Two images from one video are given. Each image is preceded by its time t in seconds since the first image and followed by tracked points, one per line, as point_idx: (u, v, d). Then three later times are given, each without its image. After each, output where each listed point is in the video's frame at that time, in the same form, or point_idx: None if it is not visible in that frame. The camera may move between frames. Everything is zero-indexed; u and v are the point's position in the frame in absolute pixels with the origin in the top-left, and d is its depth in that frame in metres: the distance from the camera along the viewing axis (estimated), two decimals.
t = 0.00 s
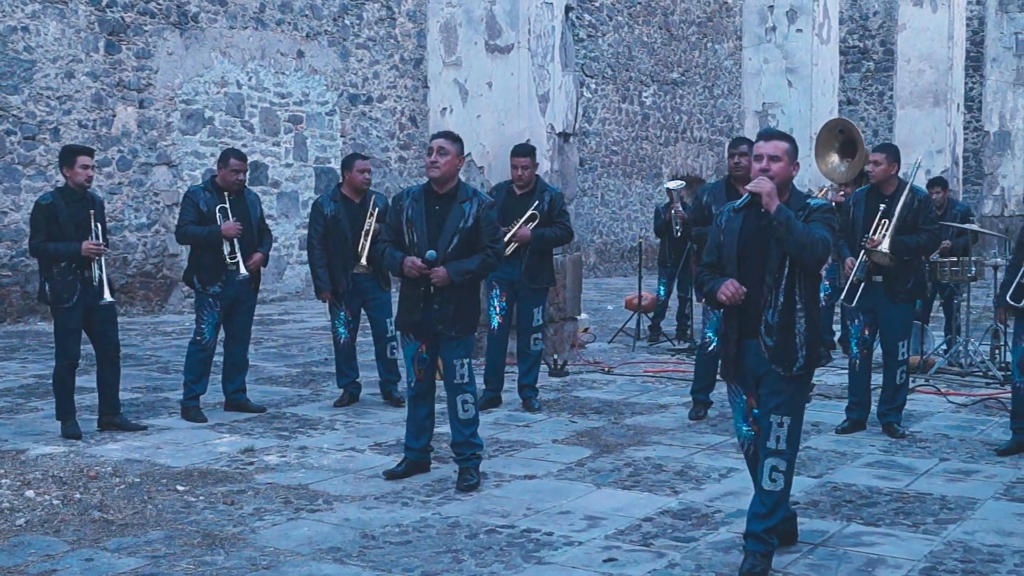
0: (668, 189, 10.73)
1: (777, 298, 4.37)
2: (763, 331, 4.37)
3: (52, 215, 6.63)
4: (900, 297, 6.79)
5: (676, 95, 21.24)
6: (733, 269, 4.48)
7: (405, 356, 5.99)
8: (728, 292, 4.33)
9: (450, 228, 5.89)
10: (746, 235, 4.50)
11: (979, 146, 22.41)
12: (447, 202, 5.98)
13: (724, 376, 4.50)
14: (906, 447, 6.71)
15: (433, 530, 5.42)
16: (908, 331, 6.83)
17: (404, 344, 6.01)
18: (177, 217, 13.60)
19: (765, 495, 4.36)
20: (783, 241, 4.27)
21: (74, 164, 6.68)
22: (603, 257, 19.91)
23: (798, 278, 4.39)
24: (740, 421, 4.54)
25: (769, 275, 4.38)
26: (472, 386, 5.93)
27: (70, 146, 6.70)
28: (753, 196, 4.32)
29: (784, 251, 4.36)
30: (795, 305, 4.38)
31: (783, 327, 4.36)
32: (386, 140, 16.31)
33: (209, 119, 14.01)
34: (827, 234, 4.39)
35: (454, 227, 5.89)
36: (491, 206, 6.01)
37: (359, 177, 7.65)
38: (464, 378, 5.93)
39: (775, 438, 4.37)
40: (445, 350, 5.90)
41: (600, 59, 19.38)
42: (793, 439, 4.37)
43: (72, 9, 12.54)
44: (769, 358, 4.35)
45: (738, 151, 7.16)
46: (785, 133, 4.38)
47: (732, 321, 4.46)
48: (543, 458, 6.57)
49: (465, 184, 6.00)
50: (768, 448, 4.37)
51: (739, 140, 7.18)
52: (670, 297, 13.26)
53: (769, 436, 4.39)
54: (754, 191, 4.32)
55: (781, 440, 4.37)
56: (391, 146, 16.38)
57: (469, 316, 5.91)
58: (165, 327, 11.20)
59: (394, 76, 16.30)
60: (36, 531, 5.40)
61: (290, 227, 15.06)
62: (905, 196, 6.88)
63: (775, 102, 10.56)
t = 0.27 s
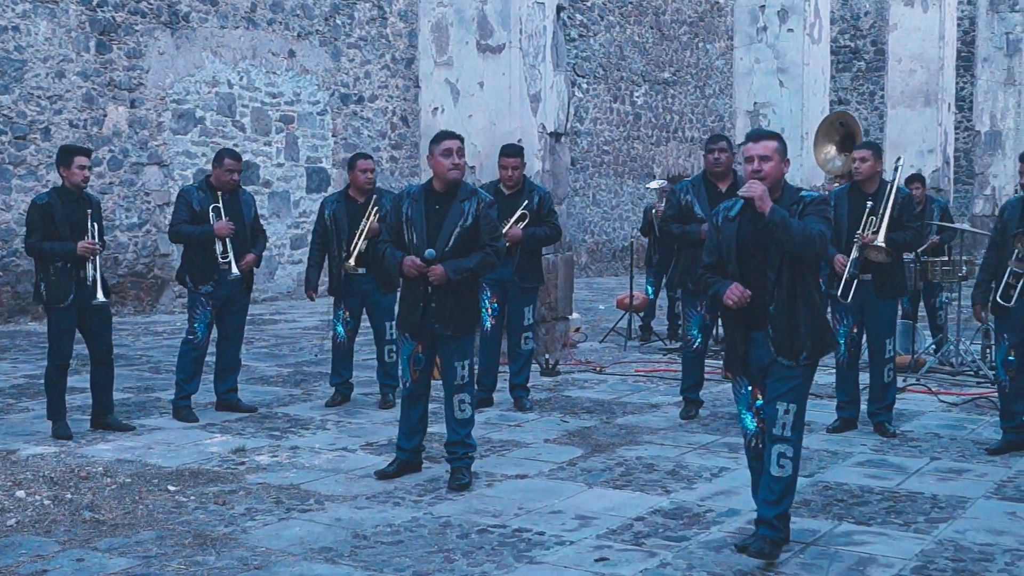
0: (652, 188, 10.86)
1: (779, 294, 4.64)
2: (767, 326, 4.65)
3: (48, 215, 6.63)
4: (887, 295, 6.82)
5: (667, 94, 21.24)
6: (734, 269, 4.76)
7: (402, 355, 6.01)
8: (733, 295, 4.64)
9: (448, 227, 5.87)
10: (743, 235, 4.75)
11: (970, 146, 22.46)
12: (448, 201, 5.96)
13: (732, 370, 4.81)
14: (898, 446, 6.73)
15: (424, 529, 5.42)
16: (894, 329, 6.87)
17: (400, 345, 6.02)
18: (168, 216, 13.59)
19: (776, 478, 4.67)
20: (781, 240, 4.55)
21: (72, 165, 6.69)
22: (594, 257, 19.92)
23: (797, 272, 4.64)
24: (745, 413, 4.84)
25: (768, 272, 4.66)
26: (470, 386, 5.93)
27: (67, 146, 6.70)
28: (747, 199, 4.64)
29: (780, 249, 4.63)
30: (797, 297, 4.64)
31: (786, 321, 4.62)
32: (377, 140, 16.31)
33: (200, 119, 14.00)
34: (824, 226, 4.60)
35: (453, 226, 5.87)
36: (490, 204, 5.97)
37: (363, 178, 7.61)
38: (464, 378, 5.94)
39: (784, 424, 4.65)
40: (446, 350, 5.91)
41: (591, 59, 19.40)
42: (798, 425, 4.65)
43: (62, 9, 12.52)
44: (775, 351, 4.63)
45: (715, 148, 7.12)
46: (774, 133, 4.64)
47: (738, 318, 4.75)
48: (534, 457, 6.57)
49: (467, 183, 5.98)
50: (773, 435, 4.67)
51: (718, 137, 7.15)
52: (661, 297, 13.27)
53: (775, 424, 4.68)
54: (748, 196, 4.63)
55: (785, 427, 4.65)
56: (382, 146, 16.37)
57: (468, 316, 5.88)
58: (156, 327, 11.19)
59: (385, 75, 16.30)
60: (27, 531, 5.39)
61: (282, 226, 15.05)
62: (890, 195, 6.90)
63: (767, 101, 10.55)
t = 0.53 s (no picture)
0: (639, 189, 10.93)
1: (779, 290, 4.65)
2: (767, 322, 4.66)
3: (47, 214, 6.64)
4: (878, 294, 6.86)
5: (659, 94, 21.26)
6: (735, 265, 4.77)
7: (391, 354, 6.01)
8: (735, 290, 4.68)
9: (430, 227, 5.88)
10: (744, 232, 4.76)
11: (962, 146, 22.52)
12: (434, 202, 5.96)
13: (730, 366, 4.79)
14: (889, 446, 6.74)
15: (416, 530, 5.42)
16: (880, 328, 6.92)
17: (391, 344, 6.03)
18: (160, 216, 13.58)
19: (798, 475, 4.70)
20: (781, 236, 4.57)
21: (71, 164, 6.66)
22: (586, 256, 19.92)
23: (798, 269, 4.65)
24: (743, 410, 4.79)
25: (769, 268, 4.67)
26: (463, 387, 5.93)
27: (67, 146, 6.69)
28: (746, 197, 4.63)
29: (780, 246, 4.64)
30: (798, 294, 4.65)
31: (786, 318, 4.63)
32: (369, 140, 16.30)
33: (192, 118, 13.99)
34: (824, 224, 4.67)
35: (435, 226, 5.87)
36: (474, 204, 5.92)
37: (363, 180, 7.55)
38: (455, 379, 5.95)
39: (796, 426, 4.66)
40: (437, 350, 5.93)
41: (583, 59, 19.41)
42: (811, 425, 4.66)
43: (53, 9, 12.50)
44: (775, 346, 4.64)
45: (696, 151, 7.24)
46: (772, 133, 4.65)
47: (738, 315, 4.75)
48: (526, 457, 6.57)
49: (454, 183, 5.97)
50: (788, 436, 4.68)
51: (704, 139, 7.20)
52: (653, 297, 13.27)
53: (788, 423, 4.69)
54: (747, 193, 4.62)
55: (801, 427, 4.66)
56: (373, 146, 16.37)
57: (450, 317, 5.87)
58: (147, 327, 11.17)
59: (377, 75, 16.30)
60: (18, 532, 5.39)
61: (274, 226, 15.04)
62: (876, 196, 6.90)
63: (758, 101, 10.50)
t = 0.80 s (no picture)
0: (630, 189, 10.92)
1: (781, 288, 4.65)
2: (769, 321, 4.65)
3: (45, 215, 6.65)
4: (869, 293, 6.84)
5: (652, 95, 21.27)
6: (740, 264, 4.76)
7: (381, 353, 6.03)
8: (738, 288, 4.66)
9: (410, 224, 5.92)
10: (749, 232, 4.75)
11: (954, 146, 22.57)
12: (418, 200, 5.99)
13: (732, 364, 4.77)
14: (882, 446, 6.74)
15: (409, 530, 5.42)
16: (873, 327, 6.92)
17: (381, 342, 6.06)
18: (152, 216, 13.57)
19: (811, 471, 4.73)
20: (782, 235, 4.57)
21: (72, 165, 6.66)
22: (579, 257, 19.92)
23: (801, 269, 4.65)
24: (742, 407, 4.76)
25: (772, 266, 4.67)
26: (446, 386, 5.90)
27: (69, 147, 6.69)
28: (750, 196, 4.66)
29: (784, 245, 4.64)
30: (800, 294, 4.65)
31: (788, 317, 4.63)
32: (362, 140, 16.30)
33: (184, 118, 13.98)
34: (826, 223, 4.65)
35: (413, 224, 5.91)
36: (452, 203, 5.90)
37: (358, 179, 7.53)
38: (438, 379, 5.92)
39: (811, 425, 4.69)
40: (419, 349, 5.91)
41: (576, 59, 19.43)
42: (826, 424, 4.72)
43: (46, 9, 12.49)
44: (775, 345, 4.63)
45: (686, 149, 7.15)
46: (778, 134, 4.65)
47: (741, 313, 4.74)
48: (519, 457, 6.57)
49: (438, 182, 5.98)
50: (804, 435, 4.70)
51: (694, 139, 7.15)
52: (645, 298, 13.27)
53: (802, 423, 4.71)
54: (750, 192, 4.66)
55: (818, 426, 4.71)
56: (366, 146, 16.36)
57: (425, 315, 5.85)
58: (140, 326, 11.16)
59: (370, 75, 16.30)
60: (9, 533, 5.38)
61: (266, 226, 15.04)
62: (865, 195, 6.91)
63: (750, 101, 10.50)
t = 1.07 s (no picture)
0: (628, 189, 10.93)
1: (801, 291, 4.64)
2: (789, 323, 4.64)
3: (40, 214, 6.66)
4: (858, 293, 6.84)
5: (644, 94, 21.28)
6: (756, 264, 4.69)
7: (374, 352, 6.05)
8: (756, 288, 4.60)
9: (397, 223, 5.93)
10: (766, 233, 4.69)
11: (946, 146, 22.61)
12: (405, 200, 6.00)
13: (744, 363, 4.72)
14: (874, 445, 6.75)
15: (401, 530, 5.42)
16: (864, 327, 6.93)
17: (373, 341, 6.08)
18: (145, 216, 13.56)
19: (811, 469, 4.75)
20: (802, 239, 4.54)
21: (70, 165, 6.65)
22: (571, 256, 19.92)
23: (819, 271, 4.66)
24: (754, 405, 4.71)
25: (792, 268, 4.64)
26: (434, 386, 5.88)
27: (68, 147, 6.69)
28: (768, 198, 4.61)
29: (805, 248, 4.62)
30: (819, 296, 4.66)
31: (808, 319, 4.64)
32: (354, 140, 16.30)
33: (176, 118, 13.97)
34: (841, 227, 4.64)
35: (401, 223, 5.91)
36: (440, 202, 5.89)
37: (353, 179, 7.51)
38: (425, 378, 5.90)
39: (819, 421, 4.73)
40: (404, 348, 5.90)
41: (568, 59, 19.43)
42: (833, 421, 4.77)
43: (37, 9, 12.48)
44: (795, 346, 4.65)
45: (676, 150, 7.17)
46: (797, 137, 4.66)
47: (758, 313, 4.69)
48: (511, 457, 6.57)
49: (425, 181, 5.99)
50: (812, 430, 4.74)
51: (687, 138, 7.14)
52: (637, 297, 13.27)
53: (810, 420, 4.74)
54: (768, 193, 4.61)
55: (824, 422, 4.75)
56: (358, 146, 16.36)
57: (413, 315, 5.83)
58: (132, 327, 11.16)
59: (362, 75, 16.29)
60: None
61: (258, 226, 15.03)
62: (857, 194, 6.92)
63: (742, 101, 10.53)
